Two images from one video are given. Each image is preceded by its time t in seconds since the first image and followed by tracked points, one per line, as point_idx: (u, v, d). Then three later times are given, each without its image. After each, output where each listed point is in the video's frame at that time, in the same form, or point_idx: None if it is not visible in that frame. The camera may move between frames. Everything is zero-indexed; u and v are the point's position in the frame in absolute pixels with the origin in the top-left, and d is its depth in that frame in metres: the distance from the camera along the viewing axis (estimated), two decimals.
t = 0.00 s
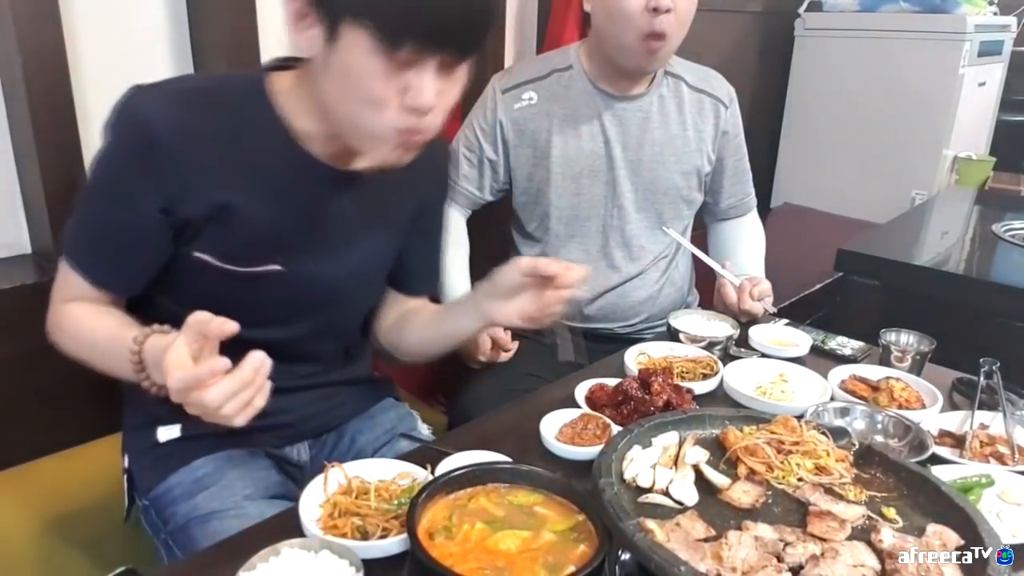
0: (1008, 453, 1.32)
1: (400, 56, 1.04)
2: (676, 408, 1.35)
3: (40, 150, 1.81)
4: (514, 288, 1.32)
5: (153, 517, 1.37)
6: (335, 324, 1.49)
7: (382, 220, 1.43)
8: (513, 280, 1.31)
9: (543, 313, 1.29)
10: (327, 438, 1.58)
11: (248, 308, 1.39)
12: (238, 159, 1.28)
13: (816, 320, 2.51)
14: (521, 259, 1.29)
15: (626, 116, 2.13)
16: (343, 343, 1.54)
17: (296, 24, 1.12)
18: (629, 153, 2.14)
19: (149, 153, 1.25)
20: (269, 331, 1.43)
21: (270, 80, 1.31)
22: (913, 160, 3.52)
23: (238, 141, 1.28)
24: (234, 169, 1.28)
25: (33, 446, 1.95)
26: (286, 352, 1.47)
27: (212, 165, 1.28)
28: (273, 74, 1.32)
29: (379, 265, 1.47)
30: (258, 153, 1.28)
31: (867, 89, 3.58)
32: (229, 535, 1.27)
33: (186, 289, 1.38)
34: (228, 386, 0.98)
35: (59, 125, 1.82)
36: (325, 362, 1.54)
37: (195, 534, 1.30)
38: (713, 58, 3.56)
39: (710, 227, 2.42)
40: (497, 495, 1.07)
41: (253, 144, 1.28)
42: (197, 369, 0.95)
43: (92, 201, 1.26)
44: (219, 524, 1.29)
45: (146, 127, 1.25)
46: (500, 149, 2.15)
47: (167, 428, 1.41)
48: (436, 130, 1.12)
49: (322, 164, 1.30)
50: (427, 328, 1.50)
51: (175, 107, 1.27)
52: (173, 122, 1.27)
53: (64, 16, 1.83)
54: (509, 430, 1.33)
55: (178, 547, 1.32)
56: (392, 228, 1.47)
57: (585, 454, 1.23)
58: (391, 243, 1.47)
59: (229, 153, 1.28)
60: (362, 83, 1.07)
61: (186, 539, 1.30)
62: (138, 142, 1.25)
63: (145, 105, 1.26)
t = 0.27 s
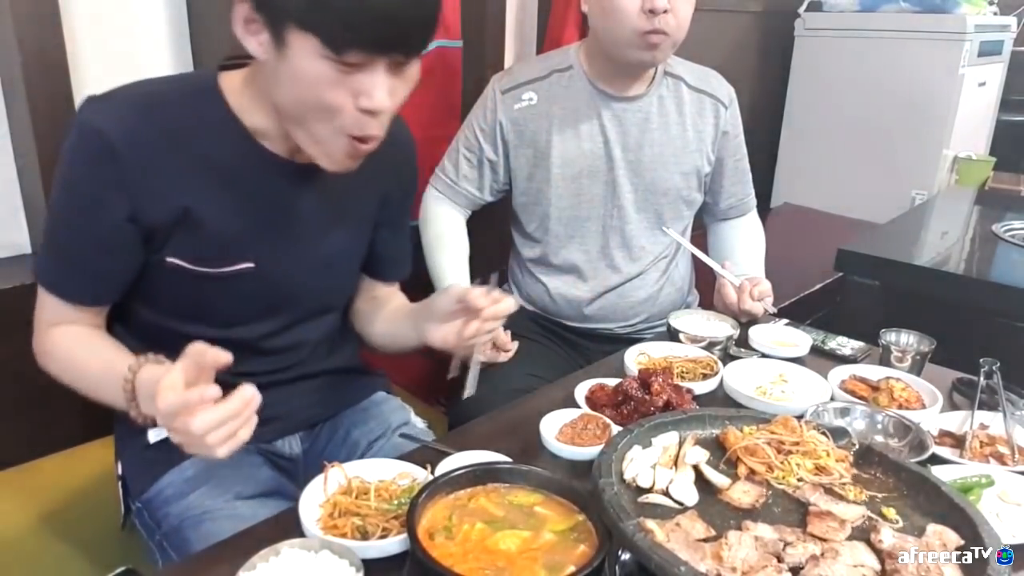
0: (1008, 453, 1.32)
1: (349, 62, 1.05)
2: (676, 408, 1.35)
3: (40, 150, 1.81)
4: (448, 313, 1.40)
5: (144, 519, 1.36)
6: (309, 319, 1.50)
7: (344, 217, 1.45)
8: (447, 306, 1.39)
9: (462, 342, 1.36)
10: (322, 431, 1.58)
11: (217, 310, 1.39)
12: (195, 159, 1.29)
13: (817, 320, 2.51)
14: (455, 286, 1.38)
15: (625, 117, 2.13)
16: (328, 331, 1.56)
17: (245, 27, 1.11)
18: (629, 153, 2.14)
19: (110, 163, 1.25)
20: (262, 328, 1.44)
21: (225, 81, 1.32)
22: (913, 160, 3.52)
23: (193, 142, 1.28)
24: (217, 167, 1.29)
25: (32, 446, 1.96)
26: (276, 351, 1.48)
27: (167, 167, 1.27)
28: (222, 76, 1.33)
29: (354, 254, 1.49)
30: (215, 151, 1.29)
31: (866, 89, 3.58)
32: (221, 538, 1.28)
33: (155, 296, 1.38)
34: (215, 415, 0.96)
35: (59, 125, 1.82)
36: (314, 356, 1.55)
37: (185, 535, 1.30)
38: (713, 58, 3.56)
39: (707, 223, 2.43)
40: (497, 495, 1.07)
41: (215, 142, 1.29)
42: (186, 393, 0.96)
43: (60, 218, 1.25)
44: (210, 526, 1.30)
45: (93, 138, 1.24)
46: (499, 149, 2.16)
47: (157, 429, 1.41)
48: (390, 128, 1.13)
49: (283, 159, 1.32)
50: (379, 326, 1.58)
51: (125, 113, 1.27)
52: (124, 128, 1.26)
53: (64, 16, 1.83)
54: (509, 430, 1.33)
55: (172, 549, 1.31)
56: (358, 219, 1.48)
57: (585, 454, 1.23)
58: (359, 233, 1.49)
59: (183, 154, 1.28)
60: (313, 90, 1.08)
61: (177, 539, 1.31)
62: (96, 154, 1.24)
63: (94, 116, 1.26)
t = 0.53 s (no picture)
0: (1008, 453, 1.32)
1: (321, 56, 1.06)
2: (676, 408, 1.35)
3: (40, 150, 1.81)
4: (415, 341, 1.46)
5: (141, 522, 1.36)
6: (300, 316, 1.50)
7: (330, 212, 1.45)
8: (415, 333, 1.45)
9: (424, 371, 1.41)
10: (321, 431, 1.58)
11: (206, 315, 1.37)
12: (178, 161, 1.27)
13: (817, 320, 2.51)
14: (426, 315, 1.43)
15: (625, 117, 2.12)
16: (322, 328, 1.56)
17: (214, 20, 1.11)
18: (629, 153, 2.14)
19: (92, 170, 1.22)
20: (257, 328, 1.44)
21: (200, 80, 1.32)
22: (913, 161, 3.52)
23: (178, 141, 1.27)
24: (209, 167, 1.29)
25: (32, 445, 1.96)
26: (269, 350, 1.48)
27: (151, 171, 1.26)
28: (192, 73, 1.32)
29: (342, 249, 1.50)
30: (199, 151, 1.28)
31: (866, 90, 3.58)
32: (219, 538, 1.27)
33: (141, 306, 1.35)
34: (242, 453, 0.98)
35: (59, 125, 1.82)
36: (308, 354, 1.55)
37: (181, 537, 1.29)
38: (713, 58, 3.56)
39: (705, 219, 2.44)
40: (497, 495, 1.07)
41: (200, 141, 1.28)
42: (215, 432, 0.97)
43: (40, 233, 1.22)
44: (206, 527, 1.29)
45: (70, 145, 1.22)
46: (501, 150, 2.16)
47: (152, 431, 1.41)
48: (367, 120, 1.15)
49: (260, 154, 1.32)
50: (360, 328, 1.62)
51: (102, 117, 1.25)
52: (102, 131, 1.24)
53: (63, 16, 1.83)
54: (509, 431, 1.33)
55: (168, 552, 1.31)
56: (345, 213, 1.49)
57: (585, 454, 1.23)
58: (347, 229, 1.50)
59: (164, 157, 1.27)
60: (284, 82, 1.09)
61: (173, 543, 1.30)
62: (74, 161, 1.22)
63: (69, 123, 1.23)
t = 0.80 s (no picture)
0: (1008, 453, 1.32)
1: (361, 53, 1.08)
2: (676, 408, 1.36)
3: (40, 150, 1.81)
4: (417, 357, 1.47)
5: (139, 527, 1.36)
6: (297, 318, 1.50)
7: (326, 217, 1.46)
8: (419, 350, 1.46)
9: (424, 391, 1.41)
10: (320, 433, 1.58)
11: (205, 326, 1.37)
12: (173, 170, 1.27)
13: (817, 320, 2.51)
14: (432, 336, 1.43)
15: (620, 115, 2.13)
16: (319, 331, 1.57)
17: (235, 32, 1.11)
18: (625, 151, 2.14)
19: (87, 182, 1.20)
20: (256, 334, 1.44)
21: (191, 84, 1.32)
22: (913, 161, 3.52)
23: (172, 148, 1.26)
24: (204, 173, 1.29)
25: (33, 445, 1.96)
26: (266, 354, 1.48)
27: (147, 182, 1.25)
28: (182, 77, 1.32)
29: (337, 250, 1.50)
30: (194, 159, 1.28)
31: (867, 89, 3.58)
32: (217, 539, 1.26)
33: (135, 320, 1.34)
34: (262, 470, 0.98)
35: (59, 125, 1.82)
36: (304, 356, 1.55)
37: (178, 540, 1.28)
38: (713, 58, 3.56)
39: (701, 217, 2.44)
40: (497, 495, 1.07)
41: (194, 148, 1.27)
42: (232, 448, 0.96)
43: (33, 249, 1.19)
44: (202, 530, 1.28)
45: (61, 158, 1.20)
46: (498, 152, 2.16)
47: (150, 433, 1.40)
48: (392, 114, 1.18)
49: (256, 163, 1.33)
50: (356, 333, 1.63)
51: (92, 126, 1.23)
52: (93, 142, 1.22)
53: (64, 17, 1.83)
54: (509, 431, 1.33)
55: (163, 556, 1.30)
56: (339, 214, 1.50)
57: (585, 454, 1.23)
58: (341, 231, 1.51)
59: (159, 167, 1.26)
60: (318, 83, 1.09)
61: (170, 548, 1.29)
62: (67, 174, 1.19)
63: (58, 135, 1.21)
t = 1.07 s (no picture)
0: (1008, 453, 1.31)
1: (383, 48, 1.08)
2: (676, 408, 1.35)
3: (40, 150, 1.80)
4: (427, 365, 1.48)
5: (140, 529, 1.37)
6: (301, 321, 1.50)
7: (334, 223, 1.46)
8: (430, 359, 1.46)
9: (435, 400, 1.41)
10: (321, 436, 1.58)
11: (212, 333, 1.37)
12: (181, 178, 1.27)
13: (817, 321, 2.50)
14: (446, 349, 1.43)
15: (593, 108, 2.14)
16: (321, 334, 1.57)
17: (257, 34, 1.11)
18: (601, 145, 2.15)
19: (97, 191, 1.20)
20: (261, 339, 1.44)
21: (202, 86, 1.32)
22: (913, 161, 3.52)
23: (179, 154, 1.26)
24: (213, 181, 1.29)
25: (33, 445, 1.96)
26: (267, 359, 1.48)
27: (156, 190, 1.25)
28: (192, 79, 1.32)
29: (342, 254, 1.50)
30: (205, 172, 1.28)
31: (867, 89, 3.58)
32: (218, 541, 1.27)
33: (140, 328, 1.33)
34: (280, 479, 0.99)
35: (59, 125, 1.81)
36: (307, 360, 1.55)
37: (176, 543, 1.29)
38: (713, 58, 3.56)
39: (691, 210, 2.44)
40: (497, 495, 1.07)
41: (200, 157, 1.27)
42: (245, 454, 0.96)
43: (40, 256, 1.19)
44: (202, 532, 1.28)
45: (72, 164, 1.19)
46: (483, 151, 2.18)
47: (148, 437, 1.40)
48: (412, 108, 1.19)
49: (268, 169, 1.33)
50: (360, 332, 1.64)
51: (97, 131, 1.22)
52: (101, 149, 1.21)
53: (64, 16, 1.83)
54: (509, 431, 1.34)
55: (164, 558, 1.30)
56: (346, 221, 1.50)
57: (585, 454, 1.23)
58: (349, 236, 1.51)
59: (170, 175, 1.26)
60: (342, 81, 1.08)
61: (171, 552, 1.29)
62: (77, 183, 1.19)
63: (67, 141, 1.20)
